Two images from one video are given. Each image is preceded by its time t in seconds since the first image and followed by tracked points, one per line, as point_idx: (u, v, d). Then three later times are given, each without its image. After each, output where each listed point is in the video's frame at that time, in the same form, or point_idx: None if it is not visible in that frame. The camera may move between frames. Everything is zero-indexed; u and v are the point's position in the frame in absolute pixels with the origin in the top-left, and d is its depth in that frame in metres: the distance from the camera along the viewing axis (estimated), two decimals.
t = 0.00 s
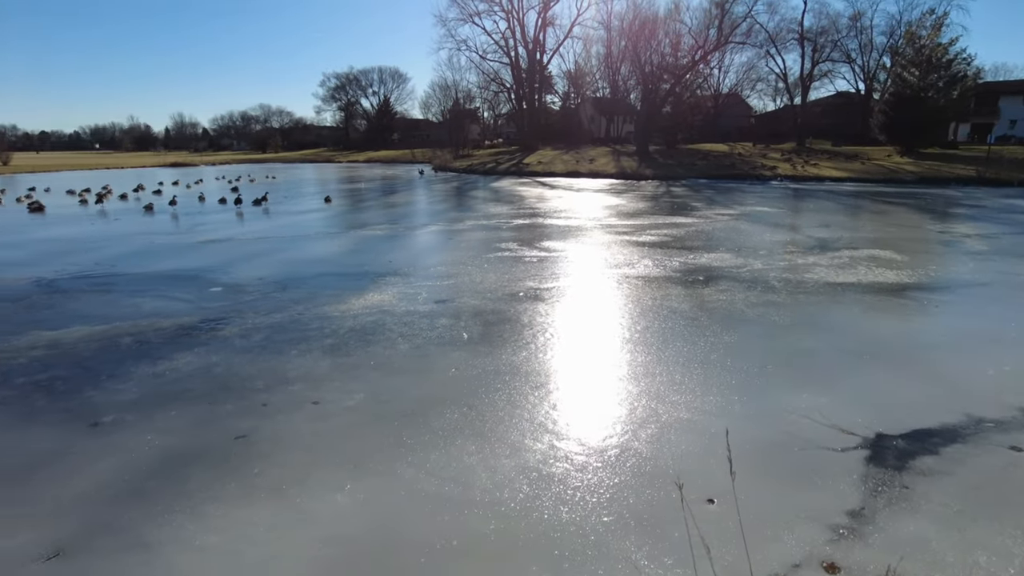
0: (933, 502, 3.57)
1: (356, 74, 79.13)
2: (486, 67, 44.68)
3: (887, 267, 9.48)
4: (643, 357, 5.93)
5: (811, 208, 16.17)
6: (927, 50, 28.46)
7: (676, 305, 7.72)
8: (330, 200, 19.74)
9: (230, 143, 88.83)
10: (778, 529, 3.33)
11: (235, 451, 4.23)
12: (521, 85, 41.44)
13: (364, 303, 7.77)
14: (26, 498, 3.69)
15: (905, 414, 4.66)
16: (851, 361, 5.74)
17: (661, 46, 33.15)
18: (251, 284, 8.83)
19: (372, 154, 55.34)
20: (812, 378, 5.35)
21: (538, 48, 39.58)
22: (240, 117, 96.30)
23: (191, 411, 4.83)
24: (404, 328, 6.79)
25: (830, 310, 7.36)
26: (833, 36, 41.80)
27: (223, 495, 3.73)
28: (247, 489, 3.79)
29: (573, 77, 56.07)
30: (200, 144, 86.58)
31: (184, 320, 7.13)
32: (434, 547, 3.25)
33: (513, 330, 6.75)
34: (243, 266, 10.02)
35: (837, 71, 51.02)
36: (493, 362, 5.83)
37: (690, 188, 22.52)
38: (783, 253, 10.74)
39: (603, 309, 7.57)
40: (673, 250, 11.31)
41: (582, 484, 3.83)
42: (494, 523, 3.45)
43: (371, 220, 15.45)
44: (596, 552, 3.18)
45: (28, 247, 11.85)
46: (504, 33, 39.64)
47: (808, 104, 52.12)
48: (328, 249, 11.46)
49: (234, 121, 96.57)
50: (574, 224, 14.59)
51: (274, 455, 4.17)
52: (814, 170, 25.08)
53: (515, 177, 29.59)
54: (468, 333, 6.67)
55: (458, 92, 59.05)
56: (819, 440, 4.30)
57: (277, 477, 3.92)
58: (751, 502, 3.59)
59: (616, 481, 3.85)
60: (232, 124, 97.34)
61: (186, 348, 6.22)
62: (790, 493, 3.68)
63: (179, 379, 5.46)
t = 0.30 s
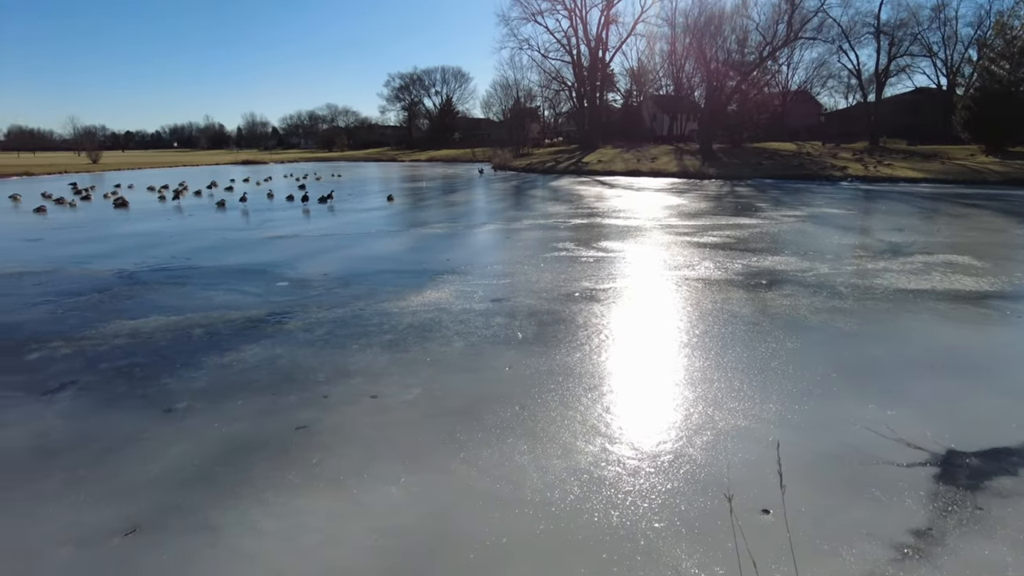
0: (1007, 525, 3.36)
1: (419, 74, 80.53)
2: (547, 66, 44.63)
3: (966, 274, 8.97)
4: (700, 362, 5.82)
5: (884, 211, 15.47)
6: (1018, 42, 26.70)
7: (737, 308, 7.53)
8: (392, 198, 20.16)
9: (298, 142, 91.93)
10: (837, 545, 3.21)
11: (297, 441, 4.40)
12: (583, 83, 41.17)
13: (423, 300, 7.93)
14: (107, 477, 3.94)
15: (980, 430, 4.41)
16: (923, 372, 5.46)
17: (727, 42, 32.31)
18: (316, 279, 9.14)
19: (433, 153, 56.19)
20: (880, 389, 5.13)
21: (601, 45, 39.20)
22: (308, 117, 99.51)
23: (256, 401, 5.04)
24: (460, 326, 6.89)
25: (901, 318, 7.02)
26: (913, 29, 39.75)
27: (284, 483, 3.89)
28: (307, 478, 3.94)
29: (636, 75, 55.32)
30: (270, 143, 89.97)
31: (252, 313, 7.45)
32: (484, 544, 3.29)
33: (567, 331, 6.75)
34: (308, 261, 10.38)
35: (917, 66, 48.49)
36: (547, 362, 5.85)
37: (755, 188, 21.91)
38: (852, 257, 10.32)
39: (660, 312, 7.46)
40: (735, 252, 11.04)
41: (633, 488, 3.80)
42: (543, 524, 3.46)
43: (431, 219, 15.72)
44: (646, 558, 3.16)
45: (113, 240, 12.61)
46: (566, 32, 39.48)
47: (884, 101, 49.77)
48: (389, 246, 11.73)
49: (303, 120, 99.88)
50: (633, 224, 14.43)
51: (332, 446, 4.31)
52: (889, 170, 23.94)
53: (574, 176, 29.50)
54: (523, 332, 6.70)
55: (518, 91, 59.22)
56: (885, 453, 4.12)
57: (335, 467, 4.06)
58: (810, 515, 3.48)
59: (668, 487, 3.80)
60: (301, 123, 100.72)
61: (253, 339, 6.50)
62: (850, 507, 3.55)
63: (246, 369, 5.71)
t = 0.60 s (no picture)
0: None
1: (471, 74, 81.12)
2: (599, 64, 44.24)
3: None
4: (751, 367, 5.67)
5: (951, 213, 14.75)
6: None
7: (791, 313, 7.30)
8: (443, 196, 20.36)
9: (353, 141, 93.96)
10: (891, 562, 3.08)
11: (344, 434, 4.49)
12: (635, 81, 40.64)
13: (470, 297, 7.99)
14: (164, 462, 4.12)
15: None
16: (992, 385, 5.17)
17: (786, 38, 31.37)
18: (366, 276, 9.31)
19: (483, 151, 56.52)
20: (943, 401, 4.89)
21: (654, 43, 38.58)
22: (362, 116, 101.51)
23: (305, 394, 5.17)
24: (506, 324, 6.91)
25: (968, 326, 6.68)
26: (988, 21, 37.71)
27: (330, 475, 3.98)
28: (353, 471, 4.02)
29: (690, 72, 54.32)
30: (326, 143, 92.25)
31: (304, 307, 7.65)
32: (525, 544, 3.29)
33: (614, 332, 6.68)
34: (359, 258, 10.59)
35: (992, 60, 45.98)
36: (593, 363, 5.80)
37: (812, 188, 21.22)
38: (915, 261, 9.88)
39: (710, 315, 7.30)
40: (790, 254, 10.72)
41: (678, 494, 3.74)
42: (585, 526, 3.44)
43: (480, 217, 15.82)
44: (688, 565, 3.11)
45: (177, 235, 13.15)
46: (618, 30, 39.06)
47: (955, 98, 47.42)
48: (438, 244, 11.85)
49: (357, 120, 101.98)
50: (684, 224, 14.17)
51: (378, 440, 4.39)
52: (958, 170, 22.79)
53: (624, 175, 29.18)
54: (569, 332, 6.67)
55: (570, 90, 58.95)
56: (947, 469, 3.92)
57: (380, 461, 4.13)
58: (864, 530, 3.35)
59: (714, 495, 3.72)
60: (355, 122, 102.86)
61: (305, 333, 6.67)
62: (908, 524, 3.39)
63: (297, 362, 5.87)
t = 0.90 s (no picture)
0: None
1: (512, 73, 81.24)
2: (641, 63, 43.75)
3: None
4: (792, 373, 5.52)
5: (1010, 215, 14.11)
6: None
7: (835, 317, 7.09)
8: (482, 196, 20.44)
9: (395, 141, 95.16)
10: None
11: (378, 430, 4.54)
12: (678, 79, 40.06)
13: (506, 297, 7.99)
14: (205, 453, 4.23)
15: None
16: None
17: (836, 35, 30.48)
18: (404, 274, 9.41)
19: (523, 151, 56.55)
20: (996, 413, 4.67)
21: (698, 40, 37.95)
22: (404, 116, 102.68)
23: (342, 390, 5.26)
24: (542, 324, 6.89)
25: None
26: None
27: (364, 471, 4.03)
28: (386, 467, 4.06)
29: (734, 71, 53.35)
30: (369, 142, 93.68)
31: (343, 304, 7.77)
32: (555, 546, 3.27)
33: (651, 334, 6.60)
34: (397, 256, 10.71)
35: None
36: (628, 365, 5.74)
37: (861, 189, 20.58)
38: (969, 265, 9.48)
39: (751, 319, 7.14)
40: (836, 257, 10.41)
41: (712, 502, 3.66)
42: (617, 530, 3.40)
43: (519, 217, 15.82)
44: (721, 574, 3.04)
45: (223, 232, 13.53)
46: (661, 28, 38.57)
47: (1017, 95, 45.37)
48: (476, 244, 11.90)
49: (399, 120, 103.20)
50: (726, 225, 13.91)
51: (411, 438, 4.43)
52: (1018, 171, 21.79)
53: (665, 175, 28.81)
54: (605, 333, 6.61)
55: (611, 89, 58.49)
56: (999, 485, 3.74)
57: (413, 459, 4.17)
58: (907, 545, 3.23)
59: (750, 503, 3.63)
60: (398, 122, 104.15)
61: (343, 330, 6.78)
62: (955, 542, 3.24)
63: (335, 358, 5.96)
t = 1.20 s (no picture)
0: None
1: (544, 73, 81.12)
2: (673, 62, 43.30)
3: None
4: (824, 379, 5.40)
5: None
6: None
7: (870, 322, 6.92)
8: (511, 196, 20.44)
9: (426, 141, 95.81)
10: None
11: (403, 428, 4.58)
12: (711, 78, 39.53)
13: (534, 297, 7.98)
14: (234, 448, 4.32)
15: None
16: None
17: (875, 32, 29.74)
18: (433, 273, 9.47)
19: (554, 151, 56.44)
20: None
21: (732, 39, 37.41)
22: (436, 116, 103.30)
23: (369, 387, 5.31)
24: (569, 325, 6.86)
25: None
26: None
27: (389, 469, 4.06)
28: (412, 466, 4.09)
29: (769, 70, 52.45)
30: (401, 142, 94.48)
31: (372, 303, 7.85)
32: (578, 549, 3.26)
33: (680, 337, 6.52)
34: (426, 256, 10.78)
35: None
36: (656, 368, 5.68)
37: (900, 190, 20.04)
38: (1013, 270, 9.16)
39: (782, 322, 7.01)
40: (872, 259, 10.16)
41: (739, 508, 3.60)
42: (640, 535, 3.37)
43: (548, 217, 15.78)
44: None
45: (257, 230, 13.78)
46: (694, 26, 38.10)
47: None
48: (505, 244, 11.91)
49: (431, 120, 103.84)
50: (759, 226, 13.68)
51: (436, 436, 4.45)
52: None
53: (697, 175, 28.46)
54: (632, 335, 6.56)
55: (643, 89, 58.01)
56: None
57: (437, 457, 4.19)
58: (941, 558, 3.14)
59: (778, 511, 3.56)
60: (429, 122, 104.85)
61: (372, 328, 6.85)
62: (994, 559, 3.13)
63: (363, 356, 6.03)
